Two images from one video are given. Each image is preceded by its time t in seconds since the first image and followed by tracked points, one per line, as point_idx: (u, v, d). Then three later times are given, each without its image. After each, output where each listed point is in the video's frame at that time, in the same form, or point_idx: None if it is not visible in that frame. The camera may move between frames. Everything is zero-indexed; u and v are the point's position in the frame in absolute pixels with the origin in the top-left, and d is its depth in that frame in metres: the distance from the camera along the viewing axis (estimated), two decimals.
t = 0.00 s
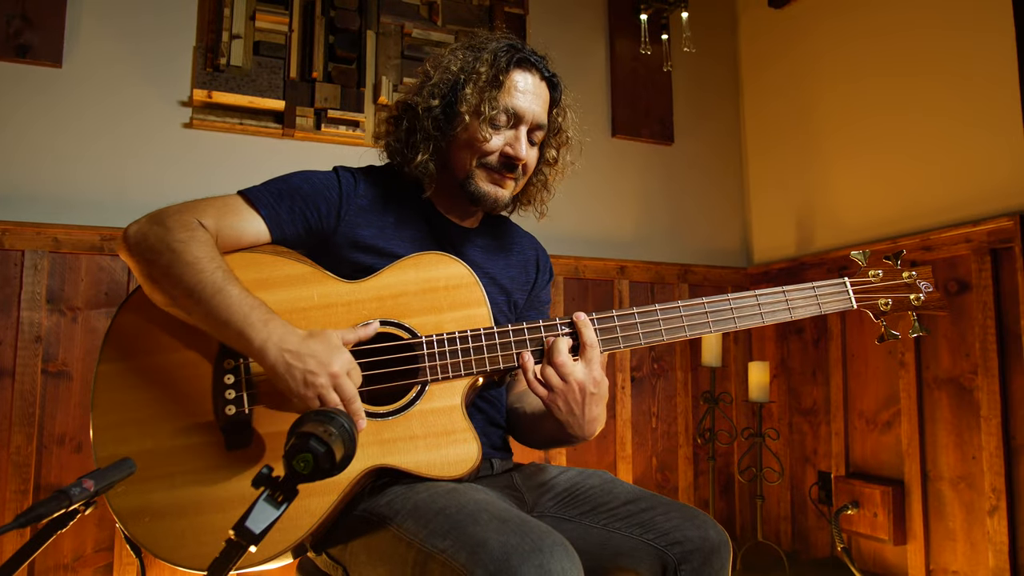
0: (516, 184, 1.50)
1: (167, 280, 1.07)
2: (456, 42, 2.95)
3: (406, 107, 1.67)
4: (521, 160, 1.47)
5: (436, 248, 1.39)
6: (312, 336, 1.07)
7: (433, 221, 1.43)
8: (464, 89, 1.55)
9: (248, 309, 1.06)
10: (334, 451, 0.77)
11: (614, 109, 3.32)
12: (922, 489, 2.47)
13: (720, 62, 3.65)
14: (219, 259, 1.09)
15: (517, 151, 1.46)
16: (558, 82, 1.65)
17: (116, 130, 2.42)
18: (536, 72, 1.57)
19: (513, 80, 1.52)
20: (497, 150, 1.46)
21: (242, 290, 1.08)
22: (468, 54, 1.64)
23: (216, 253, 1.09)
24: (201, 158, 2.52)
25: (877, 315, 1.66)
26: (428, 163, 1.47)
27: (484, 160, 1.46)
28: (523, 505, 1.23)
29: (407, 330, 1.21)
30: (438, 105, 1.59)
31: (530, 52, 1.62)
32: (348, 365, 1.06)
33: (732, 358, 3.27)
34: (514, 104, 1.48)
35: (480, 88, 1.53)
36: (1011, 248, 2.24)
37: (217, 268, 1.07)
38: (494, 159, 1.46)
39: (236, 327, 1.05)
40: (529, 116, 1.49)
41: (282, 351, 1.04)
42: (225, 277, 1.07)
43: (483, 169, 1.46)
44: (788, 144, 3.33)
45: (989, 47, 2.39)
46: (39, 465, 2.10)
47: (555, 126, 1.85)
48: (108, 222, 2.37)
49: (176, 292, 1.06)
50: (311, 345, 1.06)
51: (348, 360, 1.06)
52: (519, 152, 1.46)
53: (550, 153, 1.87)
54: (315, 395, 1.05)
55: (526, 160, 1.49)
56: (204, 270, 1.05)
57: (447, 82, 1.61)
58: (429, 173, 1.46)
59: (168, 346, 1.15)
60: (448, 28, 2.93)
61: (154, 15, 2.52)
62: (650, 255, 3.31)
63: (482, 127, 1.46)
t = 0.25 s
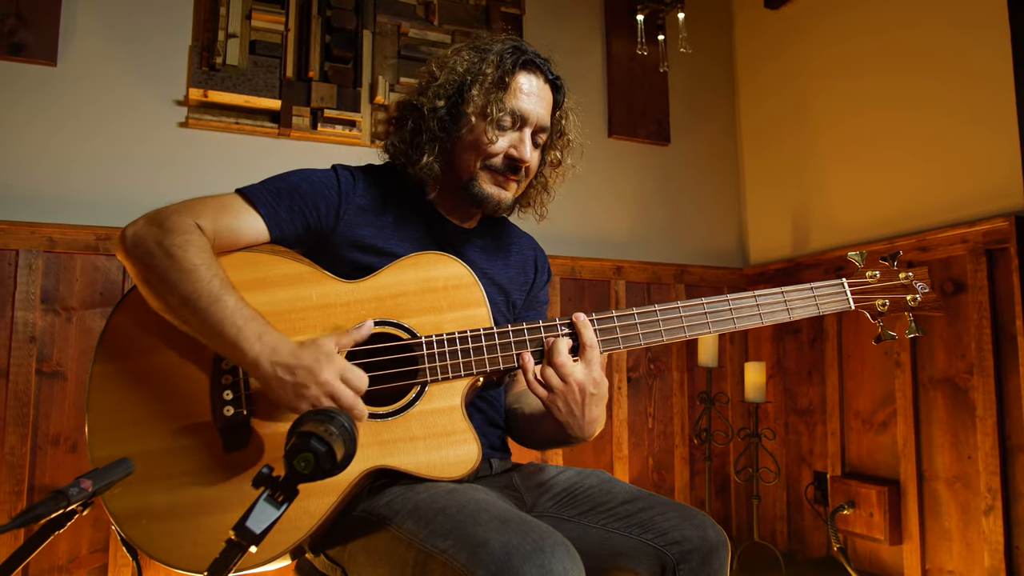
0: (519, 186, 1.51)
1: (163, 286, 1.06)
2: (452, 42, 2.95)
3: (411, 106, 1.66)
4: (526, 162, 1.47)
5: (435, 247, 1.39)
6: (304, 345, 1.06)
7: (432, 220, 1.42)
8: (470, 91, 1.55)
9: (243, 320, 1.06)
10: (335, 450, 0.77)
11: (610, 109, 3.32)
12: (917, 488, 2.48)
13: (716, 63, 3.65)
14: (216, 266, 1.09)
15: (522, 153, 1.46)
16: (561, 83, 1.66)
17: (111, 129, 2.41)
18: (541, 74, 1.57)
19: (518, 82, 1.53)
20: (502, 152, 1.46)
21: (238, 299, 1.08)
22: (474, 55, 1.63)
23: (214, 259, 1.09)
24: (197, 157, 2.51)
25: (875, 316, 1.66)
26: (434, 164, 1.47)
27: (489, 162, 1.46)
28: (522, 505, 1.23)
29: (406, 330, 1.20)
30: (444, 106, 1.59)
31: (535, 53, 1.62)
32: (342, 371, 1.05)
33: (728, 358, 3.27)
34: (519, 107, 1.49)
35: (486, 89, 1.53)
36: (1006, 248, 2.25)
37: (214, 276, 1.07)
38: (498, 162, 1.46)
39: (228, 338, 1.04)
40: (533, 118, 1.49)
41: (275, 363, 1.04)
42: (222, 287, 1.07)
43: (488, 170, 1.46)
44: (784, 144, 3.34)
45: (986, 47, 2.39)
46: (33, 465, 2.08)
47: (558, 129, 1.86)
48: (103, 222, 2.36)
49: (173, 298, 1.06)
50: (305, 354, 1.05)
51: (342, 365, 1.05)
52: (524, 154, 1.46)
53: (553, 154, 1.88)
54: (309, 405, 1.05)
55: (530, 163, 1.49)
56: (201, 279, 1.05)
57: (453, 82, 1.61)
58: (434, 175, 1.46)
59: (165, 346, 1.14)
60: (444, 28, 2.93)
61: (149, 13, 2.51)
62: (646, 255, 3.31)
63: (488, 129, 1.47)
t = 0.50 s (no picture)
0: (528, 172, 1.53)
1: (162, 290, 1.06)
2: (451, 42, 2.94)
3: (420, 90, 1.67)
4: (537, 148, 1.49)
5: (437, 246, 1.39)
6: (296, 355, 1.04)
7: (433, 220, 1.42)
8: (483, 77, 1.57)
9: (238, 327, 1.05)
10: (338, 451, 0.77)
11: (609, 110, 3.31)
12: (916, 489, 2.48)
13: (715, 64, 3.65)
14: (215, 269, 1.08)
15: (534, 138, 1.48)
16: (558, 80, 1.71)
17: (108, 129, 2.40)
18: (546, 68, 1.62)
19: (526, 71, 1.56)
20: (515, 137, 1.48)
21: (236, 304, 1.07)
22: (484, 43, 1.65)
23: (213, 262, 1.08)
24: (195, 157, 2.50)
25: (881, 316, 1.67)
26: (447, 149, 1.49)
27: (502, 146, 1.48)
28: (524, 506, 1.22)
29: (408, 331, 1.20)
30: (455, 90, 1.60)
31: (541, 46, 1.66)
32: (327, 391, 1.03)
33: (726, 359, 3.28)
34: (527, 94, 1.52)
35: (498, 77, 1.56)
36: (1004, 249, 2.25)
37: (213, 279, 1.06)
38: (511, 146, 1.48)
39: (222, 343, 1.04)
40: (540, 106, 1.53)
41: (264, 373, 1.03)
42: (220, 290, 1.06)
43: (500, 155, 1.47)
44: (782, 145, 3.34)
45: (985, 47, 2.40)
46: (29, 467, 2.07)
47: (556, 120, 1.88)
48: (100, 222, 2.35)
49: (172, 302, 1.05)
50: (295, 367, 1.03)
51: (326, 386, 1.03)
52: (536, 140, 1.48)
53: (553, 143, 1.91)
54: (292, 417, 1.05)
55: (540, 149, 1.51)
56: (200, 283, 1.04)
57: (464, 68, 1.62)
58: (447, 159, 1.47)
59: (165, 346, 1.13)
60: (443, 27, 2.92)
61: (147, 13, 2.50)
62: (645, 256, 3.31)
63: (502, 113, 1.48)
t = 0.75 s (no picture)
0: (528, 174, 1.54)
1: (162, 279, 1.04)
2: (448, 43, 2.94)
3: (428, 86, 1.66)
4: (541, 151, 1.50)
5: (437, 246, 1.38)
6: (316, 336, 1.06)
7: (433, 220, 1.41)
8: (492, 77, 1.57)
9: (249, 309, 1.04)
10: (340, 452, 0.76)
11: (605, 111, 3.32)
12: (911, 490, 2.49)
13: (711, 65, 3.66)
14: (216, 257, 1.07)
15: (538, 141, 1.49)
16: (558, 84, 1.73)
17: (104, 128, 2.39)
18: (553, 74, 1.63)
19: (532, 75, 1.57)
20: (519, 138, 1.49)
21: (241, 289, 1.06)
22: (493, 44, 1.66)
23: (213, 250, 1.07)
24: (191, 157, 2.49)
25: (879, 319, 1.67)
26: (455, 146, 1.49)
27: (506, 147, 1.48)
28: (524, 507, 1.22)
29: (409, 330, 1.19)
30: (463, 88, 1.60)
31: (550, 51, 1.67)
32: (351, 366, 1.05)
33: (723, 360, 3.28)
34: (534, 96, 1.52)
35: (507, 79, 1.56)
36: (1000, 250, 2.25)
37: (214, 267, 1.05)
38: (515, 147, 1.49)
39: (236, 327, 1.03)
40: (545, 109, 1.54)
41: (287, 350, 1.03)
42: (224, 277, 1.05)
43: (505, 155, 1.48)
44: (778, 146, 3.35)
45: (982, 48, 2.40)
46: (24, 468, 2.06)
47: (556, 125, 1.89)
48: (96, 222, 2.34)
49: (171, 291, 1.04)
50: (317, 346, 1.05)
51: (352, 361, 1.06)
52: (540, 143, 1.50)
53: (552, 147, 1.91)
54: (317, 398, 1.04)
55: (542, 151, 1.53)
56: (202, 269, 1.03)
57: (472, 67, 1.62)
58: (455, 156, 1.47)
59: (162, 346, 1.12)
60: (439, 28, 2.92)
61: (143, 12, 2.49)
62: (642, 256, 3.31)
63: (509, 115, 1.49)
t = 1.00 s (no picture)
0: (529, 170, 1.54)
1: (163, 280, 1.04)
2: (446, 43, 2.93)
3: (428, 83, 1.66)
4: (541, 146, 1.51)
5: (439, 245, 1.37)
6: (312, 342, 1.05)
7: (435, 219, 1.40)
8: (492, 73, 1.57)
9: (249, 315, 1.03)
10: (343, 453, 0.75)
11: (604, 111, 3.31)
12: (910, 490, 2.49)
13: (709, 66, 3.66)
14: (218, 259, 1.07)
15: (539, 137, 1.50)
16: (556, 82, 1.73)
17: (101, 128, 2.37)
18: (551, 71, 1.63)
19: (531, 71, 1.57)
20: (519, 134, 1.49)
21: (242, 294, 1.05)
22: (492, 41, 1.65)
23: (215, 253, 1.06)
24: (189, 157, 2.48)
25: (882, 322, 1.66)
26: (455, 142, 1.48)
27: (507, 143, 1.48)
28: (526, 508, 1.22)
29: (412, 331, 1.18)
30: (463, 84, 1.59)
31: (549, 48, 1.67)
32: (350, 369, 1.04)
33: (721, 360, 3.28)
34: (534, 92, 1.51)
35: (507, 74, 1.56)
36: (998, 251, 2.26)
37: (216, 270, 1.04)
38: (516, 143, 1.48)
39: (233, 334, 1.02)
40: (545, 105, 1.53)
41: (281, 358, 1.02)
42: (225, 281, 1.05)
43: (506, 152, 1.47)
44: (775, 147, 3.35)
45: (981, 48, 2.40)
46: (20, 468, 2.04)
47: (555, 121, 1.89)
48: (93, 221, 2.32)
49: (173, 296, 1.03)
50: (313, 352, 1.03)
51: (349, 363, 1.04)
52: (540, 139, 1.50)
53: (551, 144, 1.91)
54: (313, 404, 1.03)
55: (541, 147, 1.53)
56: (204, 272, 1.03)
57: (472, 63, 1.62)
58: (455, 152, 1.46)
59: (162, 345, 1.11)
60: (438, 28, 2.91)
61: (140, 11, 2.48)
62: (640, 257, 3.31)
63: (509, 111, 1.49)
